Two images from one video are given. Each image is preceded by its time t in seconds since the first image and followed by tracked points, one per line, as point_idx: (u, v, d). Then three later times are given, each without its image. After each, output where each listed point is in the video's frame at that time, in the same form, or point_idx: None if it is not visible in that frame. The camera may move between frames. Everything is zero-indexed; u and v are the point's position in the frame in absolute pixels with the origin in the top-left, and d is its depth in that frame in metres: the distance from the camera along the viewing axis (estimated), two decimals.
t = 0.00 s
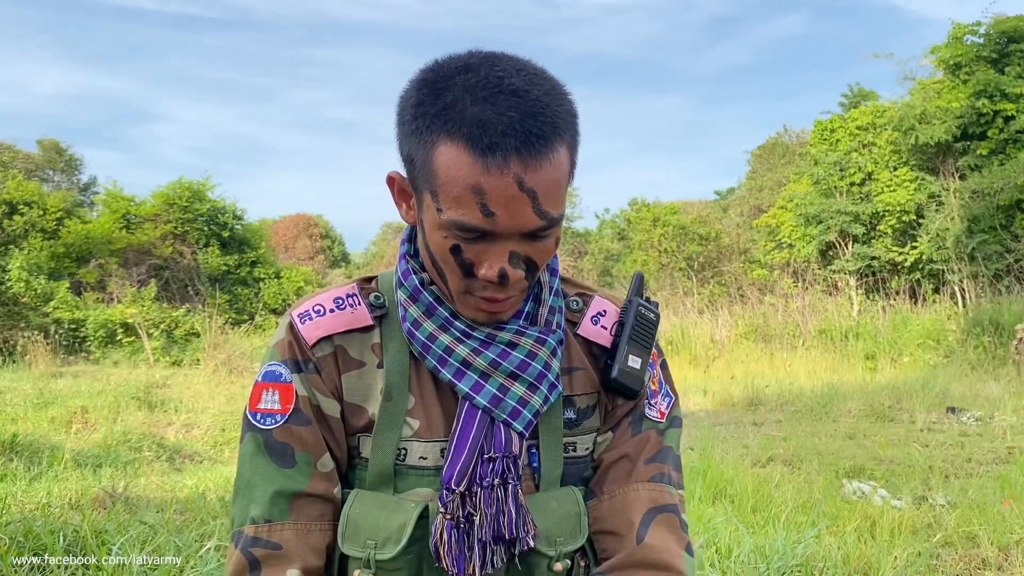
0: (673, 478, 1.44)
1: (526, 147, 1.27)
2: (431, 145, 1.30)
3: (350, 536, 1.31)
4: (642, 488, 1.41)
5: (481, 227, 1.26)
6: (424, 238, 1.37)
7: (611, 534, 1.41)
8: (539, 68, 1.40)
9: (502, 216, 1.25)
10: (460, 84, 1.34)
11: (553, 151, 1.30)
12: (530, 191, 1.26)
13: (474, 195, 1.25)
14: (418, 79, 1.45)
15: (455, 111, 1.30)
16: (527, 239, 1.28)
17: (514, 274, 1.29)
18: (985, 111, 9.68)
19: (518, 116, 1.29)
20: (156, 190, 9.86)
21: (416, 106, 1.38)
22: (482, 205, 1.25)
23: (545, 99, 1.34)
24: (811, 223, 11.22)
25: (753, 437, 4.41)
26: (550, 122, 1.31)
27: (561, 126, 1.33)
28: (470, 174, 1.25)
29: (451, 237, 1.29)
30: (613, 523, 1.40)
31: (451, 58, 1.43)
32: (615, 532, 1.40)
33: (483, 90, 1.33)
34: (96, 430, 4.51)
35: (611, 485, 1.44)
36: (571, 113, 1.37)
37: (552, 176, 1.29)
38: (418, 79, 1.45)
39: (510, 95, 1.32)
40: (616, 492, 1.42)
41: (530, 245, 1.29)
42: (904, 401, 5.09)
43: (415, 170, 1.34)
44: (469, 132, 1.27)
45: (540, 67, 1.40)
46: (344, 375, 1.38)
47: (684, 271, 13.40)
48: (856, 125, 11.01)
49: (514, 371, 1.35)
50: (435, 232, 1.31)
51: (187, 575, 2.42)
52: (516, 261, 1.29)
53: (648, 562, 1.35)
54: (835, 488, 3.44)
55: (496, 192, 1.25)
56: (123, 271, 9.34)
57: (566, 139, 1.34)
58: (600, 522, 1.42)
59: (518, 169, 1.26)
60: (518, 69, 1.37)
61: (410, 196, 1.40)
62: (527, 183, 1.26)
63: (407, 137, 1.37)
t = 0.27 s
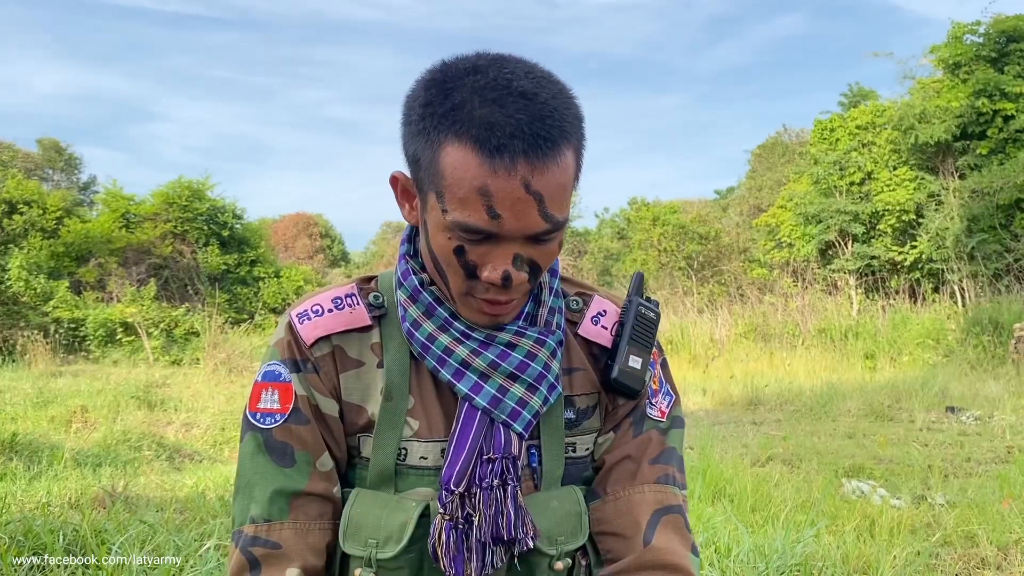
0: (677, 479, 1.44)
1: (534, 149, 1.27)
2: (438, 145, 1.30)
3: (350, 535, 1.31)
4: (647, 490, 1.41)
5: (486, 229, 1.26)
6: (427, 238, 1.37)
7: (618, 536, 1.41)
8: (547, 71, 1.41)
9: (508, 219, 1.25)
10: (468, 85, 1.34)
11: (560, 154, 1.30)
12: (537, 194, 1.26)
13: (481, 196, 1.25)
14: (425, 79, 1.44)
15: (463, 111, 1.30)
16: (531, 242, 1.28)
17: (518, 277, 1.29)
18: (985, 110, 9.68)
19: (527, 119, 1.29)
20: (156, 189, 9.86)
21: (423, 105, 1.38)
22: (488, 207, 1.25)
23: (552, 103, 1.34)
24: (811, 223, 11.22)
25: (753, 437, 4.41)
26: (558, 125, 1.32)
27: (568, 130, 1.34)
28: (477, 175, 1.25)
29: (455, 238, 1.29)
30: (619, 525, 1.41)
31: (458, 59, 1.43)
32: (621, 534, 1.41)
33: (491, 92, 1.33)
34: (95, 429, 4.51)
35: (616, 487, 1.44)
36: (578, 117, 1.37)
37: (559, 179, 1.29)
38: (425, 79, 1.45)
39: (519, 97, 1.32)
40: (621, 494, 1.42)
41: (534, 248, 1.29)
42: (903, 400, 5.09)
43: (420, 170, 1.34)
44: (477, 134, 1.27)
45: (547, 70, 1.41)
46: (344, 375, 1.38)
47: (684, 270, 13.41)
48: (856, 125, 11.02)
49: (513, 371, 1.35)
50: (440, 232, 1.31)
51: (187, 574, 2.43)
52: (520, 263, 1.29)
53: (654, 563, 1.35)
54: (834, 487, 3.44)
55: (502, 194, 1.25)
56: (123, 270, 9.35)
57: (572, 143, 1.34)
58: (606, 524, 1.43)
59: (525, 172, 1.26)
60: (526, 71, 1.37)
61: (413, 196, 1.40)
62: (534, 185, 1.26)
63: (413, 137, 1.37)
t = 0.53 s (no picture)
0: (682, 472, 1.44)
1: (562, 150, 1.27)
2: (463, 139, 1.29)
3: (350, 537, 1.31)
4: (655, 484, 1.41)
5: (508, 226, 1.26)
6: (441, 233, 1.36)
7: (627, 530, 1.41)
8: (571, 75, 1.42)
9: (531, 217, 1.25)
10: (498, 81, 1.34)
11: (584, 157, 1.31)
12: (561, 194, 1.27)
13: (506, 193, 1.25)
14: (449, 72, 1.44)
15: (492, 107, 1.30)
16: (549, 242, 1.29)
17: (534, 276, 1.29)
18: (984, 109, 9.68)
19: (557, 119, 1.29)
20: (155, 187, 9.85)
21: (449, 99, 1.37)
22: (513, 204, 1.25)
23: (580, 106, 1.35)
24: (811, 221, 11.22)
25: (752, 435, 4.41)
26: (584, 129, 1.33)
27: (593, 134, 1.34)
28: (504, 172, 1.25)
29: (474, 234, 1.28)
30: (627, 519, 1.41)
31: (484, 55, 1.43)
32: (630, 528, 1.41)
33: (521, 90, 1.33)
34: (95, 428, 4.51)
35: (622, 482, 1.44)
36: (601, 122, 1.38)
37: (581, 182, 1.29)
38: (448, 72, 1.44)
39: (548, 97, 1.33)
40: (627, 489, 1.42)
41: (550, 249, 1.29)
42: (902, 398, 5.09)
43: (441, 164, 1.33)
44: (506, 130, 1.27)
45: (572, 74, 1.42)
46: (343, 376, 1.38)
47: (684, 269, 13.41)
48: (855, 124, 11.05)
49: (519, 370, 1.36)
50: (457, 228, 1.30)
51: (187, 572, 2.43)
52: (536, 263, 1.29)
53: (665, 558, 1.36)
54: (834, 486, 3.44)
55: (528, 193, 1.25)
56: (123, 268, 9.35)
57: (594, 148, 1.35)
58: (613, 518, 1.43)
59: (551, 172, 1.26)
60: (553, 73, 1.38)
61: (429, 190, 1.39)
62: (559, 186, 1.26)
63: (437, 129, 1.36)
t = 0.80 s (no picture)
0: (684, 465, 1.45)
1: (573, 151, 1.27)
2: (474, 138, 1.29)
3: (350, 536, 1.32)
4: (659, 478, 1.42)
5: (517, 226, 1.26)
6: (447, 232, 1.36)
7: (630, 523, 1.42)
8: (581, 76, 1.42)
9: (541, 217, 1.25)
10: (509, 80, 1.34)
11: (594, 159, 1.31)
12: (570, 195, 1.27)
13: (516, 192, 1.25)
14: (459, 70, 1.43)
15: (503, 106, 1.30)
16: (557, 242, 1.29)
17: (540, 276, 1.29)
18: (985, 106, 9.67)
19: (568, 120, 1.29)
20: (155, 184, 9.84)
21: (460, 96, 1.37)
22: (522, 204, 1.25)
23: (591, 106, 1.35)
24: (811, 218, 11.22)
25: (752, 432, 4.41)
26: (594, 130, 1.33)
27: (603, 136, 1.35)
28: (514, 171, 1.25)
29: (482, 232, 1.28)
30: (631, 512, 1.42)
31: (495, 53, 1.43)
32: (634, 522, 1.42)
33: (533, 89, 1.33)
34: (95, 425, 4.52)
35: (625, 475, 1.45)
36: (610, 123, 1.39)
37: (590, 183, 1.29)
38: (458, 69, 1.44)
39: (559, 97, 1.33)
40: (631, 483, 1.43)
41: (557, 249, 1.29)
42: (902, 395, 5.09)
43: (451, 161, 1.33)
44: (518, 130, 1.27)
45: (582, 75, 1.42)
46: (342, 376, 1.38)
47: (684, 266, 13.40)
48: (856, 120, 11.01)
49: (522, 368, 1.36)
50: (465, 226, 1.30)
51: (187, 569, 2.43)
52: (543, 263, 1.29)
53: (670, 552, 1.37)
54: (833, 483, 3.44)
55: (538, 193, 1.24)
56: (122, 265, 9.35)
57: (603, 149, 1.35)
58: (617, 511, 1.44)
59: (562, 172, 1.26)
60: (565, 73, 1.38)
61: (436, 187, 1.38)
62: (568, 186, 1.26)
63: (446, 127, 1.36)
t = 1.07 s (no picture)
0: (682, 460, 1.45)
1: (581, 148, 1.28)
2: (482, 132, 1.29)
3: (347, 534, 1.32)
4: (656, 473, 1.42)
5: (523, 222, 1.26)
6: (449, 227, 1.35)
7: (628, 518, 1.43)
8: (588, 73, 1.42)
9: (547, 214, 1.25)
10: (518, 76, 1.34)
11: (601, 157, 1.32)
12: (577, 192, 1.27)
13: (523, 189, 1.25)
14: (466, 63, 1.43)
15: (511, 102, 1.30)
16: (562, 240, 1.29)
17: (545, 273, 1.29)
18: (985, 101, 9.66)
19: (577, 117, 1.30)
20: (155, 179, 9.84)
21: (468, 91, 1.37)
22: (529, 200, 1.25)
23: (600, 104, 1.36)
24: (811, 214, 11.22)
25: (752, 428, 4.42)
26: (603, 128, 1.33)
27: (610, 133, 1.35)
28: (522, 167, 1.25)
29: (487, 229, 1.28)
30: (629, 507, 1.42)
31: (503, 47, 1.43)
32: (632, 516, 1.42)
33: (543, 85, 1.33)
34: (96, 420, 4.53)
35: (623, 470, 1.45)
36: (617, 121, 1.39)
37: (597, 182, 1.30)
38: (465, 63, 1.44)
39: (569, 94, 1.33)
40: (629, 478, 1.43)
41: (563, 246, 1.29)
42: (902, 391, 5.10)
43: (456, 156, 1.32)
44: (526, 126, 1.27)
45: (589, 72, 1.42)
46: (340, 373, 1.38)
47: (684, 262, 13.40)
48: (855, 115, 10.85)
49: (523, 365, 1.36)
50: (469, 222, 1.30)
51: (187, 564, 2.44)
52: (548, 260, 1.29)
53: (666, 548, 1.37)
54: (833, 478, 3.44)
55: (546, 190, 1.25)
56: (123, 261, 9.35)
57: (609, 147, 1.35)
58: (614, 506, 1.44)
59: (570, 170, 1.27)
60: (573, 69, 1.38)
61: (439, 182, 1.38)
62: (576, 183, 1.27)
63: (452, 121, 1.36)
